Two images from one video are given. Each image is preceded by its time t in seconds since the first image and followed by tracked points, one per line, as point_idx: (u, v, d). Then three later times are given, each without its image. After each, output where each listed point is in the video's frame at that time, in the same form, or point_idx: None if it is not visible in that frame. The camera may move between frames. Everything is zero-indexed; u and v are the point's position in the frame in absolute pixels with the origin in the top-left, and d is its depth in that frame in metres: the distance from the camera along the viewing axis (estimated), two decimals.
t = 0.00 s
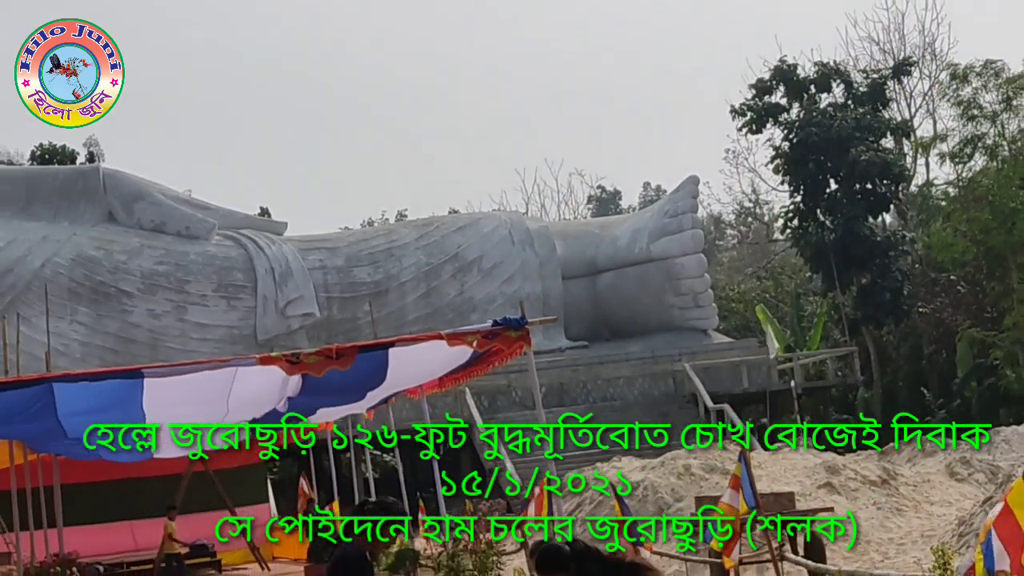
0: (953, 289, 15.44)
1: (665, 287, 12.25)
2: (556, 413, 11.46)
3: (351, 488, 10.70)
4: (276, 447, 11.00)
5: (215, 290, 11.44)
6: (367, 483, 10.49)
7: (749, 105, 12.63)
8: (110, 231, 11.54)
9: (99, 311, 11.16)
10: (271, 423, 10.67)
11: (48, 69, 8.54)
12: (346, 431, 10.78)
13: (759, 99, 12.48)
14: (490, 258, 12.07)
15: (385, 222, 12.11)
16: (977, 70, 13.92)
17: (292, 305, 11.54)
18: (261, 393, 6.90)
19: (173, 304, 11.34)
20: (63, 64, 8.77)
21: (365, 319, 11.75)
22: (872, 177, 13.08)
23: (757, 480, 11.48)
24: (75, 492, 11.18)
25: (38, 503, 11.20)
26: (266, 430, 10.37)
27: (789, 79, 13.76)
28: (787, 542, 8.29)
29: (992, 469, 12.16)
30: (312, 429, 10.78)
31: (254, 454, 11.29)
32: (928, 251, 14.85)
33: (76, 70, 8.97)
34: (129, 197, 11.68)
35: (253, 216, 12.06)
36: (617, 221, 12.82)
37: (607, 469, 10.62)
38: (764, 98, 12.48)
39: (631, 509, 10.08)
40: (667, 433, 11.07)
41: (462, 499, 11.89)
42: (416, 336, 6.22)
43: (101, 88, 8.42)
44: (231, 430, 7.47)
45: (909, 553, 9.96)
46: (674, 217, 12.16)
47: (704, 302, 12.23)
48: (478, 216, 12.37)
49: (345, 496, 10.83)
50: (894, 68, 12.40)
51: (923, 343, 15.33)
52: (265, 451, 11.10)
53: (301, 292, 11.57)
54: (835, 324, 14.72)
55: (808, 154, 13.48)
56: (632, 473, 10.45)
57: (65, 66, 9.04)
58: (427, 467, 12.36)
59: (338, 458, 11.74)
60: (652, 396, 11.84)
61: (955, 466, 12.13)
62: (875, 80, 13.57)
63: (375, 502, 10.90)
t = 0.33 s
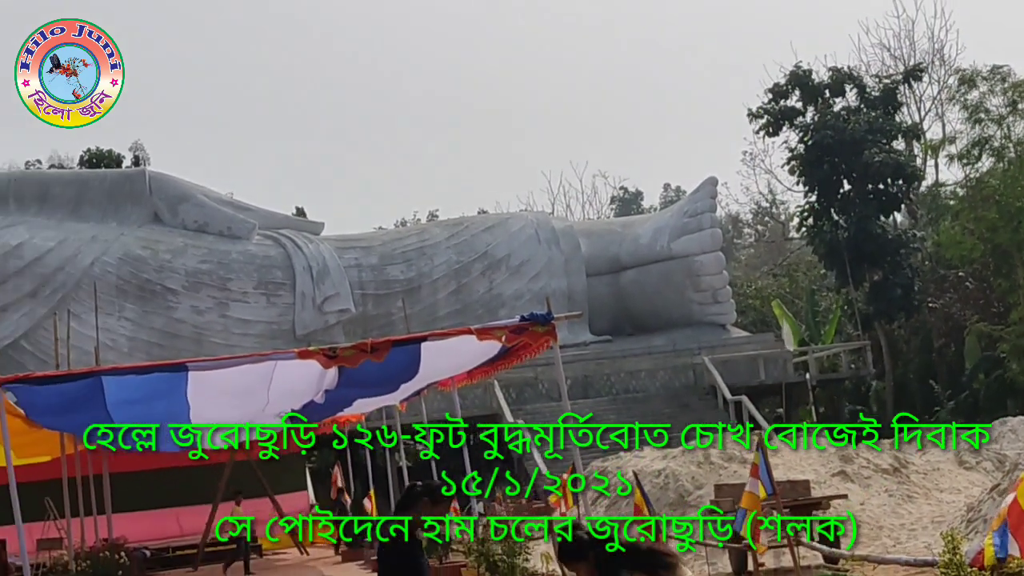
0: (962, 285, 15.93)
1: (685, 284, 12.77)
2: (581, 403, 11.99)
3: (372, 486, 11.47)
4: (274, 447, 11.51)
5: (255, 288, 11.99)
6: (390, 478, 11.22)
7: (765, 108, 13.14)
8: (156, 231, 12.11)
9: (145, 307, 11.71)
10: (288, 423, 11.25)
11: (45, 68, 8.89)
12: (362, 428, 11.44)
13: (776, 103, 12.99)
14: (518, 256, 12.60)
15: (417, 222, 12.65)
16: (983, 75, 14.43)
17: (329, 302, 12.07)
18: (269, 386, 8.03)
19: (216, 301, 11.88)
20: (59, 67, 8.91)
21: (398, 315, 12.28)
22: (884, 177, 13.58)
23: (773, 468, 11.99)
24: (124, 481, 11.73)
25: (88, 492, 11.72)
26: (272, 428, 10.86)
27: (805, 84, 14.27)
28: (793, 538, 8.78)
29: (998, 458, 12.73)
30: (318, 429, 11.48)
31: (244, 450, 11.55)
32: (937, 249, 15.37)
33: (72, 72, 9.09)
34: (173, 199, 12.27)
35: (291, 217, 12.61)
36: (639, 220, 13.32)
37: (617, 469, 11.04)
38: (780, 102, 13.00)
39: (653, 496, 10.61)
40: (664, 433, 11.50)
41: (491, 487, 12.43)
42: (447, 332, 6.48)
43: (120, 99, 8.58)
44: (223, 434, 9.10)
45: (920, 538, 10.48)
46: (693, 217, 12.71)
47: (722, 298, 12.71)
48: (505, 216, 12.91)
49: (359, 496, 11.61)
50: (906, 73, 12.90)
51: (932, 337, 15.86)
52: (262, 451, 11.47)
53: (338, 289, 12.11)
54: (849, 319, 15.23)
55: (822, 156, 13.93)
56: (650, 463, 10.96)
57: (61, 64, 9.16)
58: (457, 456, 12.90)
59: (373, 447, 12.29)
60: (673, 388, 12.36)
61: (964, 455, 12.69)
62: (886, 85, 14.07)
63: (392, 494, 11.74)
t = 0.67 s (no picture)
0: (963, 283, 16.35)
1: (698, 282, 13.25)
2: (598, 397, 12.50)
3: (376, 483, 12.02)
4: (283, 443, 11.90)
5: (285, 287, 12.49)
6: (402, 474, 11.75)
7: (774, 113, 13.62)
8: (189, 233, 12.64)
9: (180, 306, 12.22)
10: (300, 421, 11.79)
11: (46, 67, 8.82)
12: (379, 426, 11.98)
13: (784, 107, 13.47)
14: (536, 256, 13.10)
15: (440, 224, 13.17)
16: (984, 81, 14.90)
17: (355, 300, 12.56)
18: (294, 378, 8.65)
19: (247, 300, 12.38)
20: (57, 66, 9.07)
21: (422, 313, 12.78)
22: (889, 179, 14.06)
23: (783, 459, 12.49)
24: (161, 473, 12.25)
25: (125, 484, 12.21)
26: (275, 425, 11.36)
27: (812, 90, 14.75)
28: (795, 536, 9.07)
29: (999, 450, 13.28)
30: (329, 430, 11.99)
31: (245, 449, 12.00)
32: (939, 247, 15.85)
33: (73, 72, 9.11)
34: (207, 202, 12.83)
35: (319, 218, 13.13)
36: (653, 222, 13.79)
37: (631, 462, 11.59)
38: (788, 107, 13.48)
39: (667, 485, 11.11)
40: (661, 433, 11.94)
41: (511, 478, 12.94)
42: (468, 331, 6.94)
43: (92, 86, 8.76)
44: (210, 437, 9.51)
45: (924, 527, 10.97)
46: (705, 218, 13.19)
47: (733, 296, 13.20)
48: (525, 218, 13.42)
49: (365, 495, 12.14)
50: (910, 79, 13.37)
51: (936, 333, 16.34)
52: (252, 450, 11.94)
53: (364, 288, 12.60)
54: (855, 317, 15.70)
55: (830, 159, 14.38)
56: (664, 456, 11.47)
57: (59, 65, 9.35)
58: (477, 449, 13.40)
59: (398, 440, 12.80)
60: (686, 382, 12.85)
61: (966, 448, 13.25)
62: (892, 91, 14.53)
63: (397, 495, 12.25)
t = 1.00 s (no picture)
0: (982, 285, 16.77)
1: (723, 284, 13.72)
2: (628, 396, 12.97)
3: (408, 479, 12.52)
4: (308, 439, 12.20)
5: (326, 290, 12.99)
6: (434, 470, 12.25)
7: (797, 121, 14.07)
8: (234, 239, 13.18)
9: (226, 309, 12.72)
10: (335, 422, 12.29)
11: (48, 67, 9.30)
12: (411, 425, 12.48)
13: (806, 116, 13.92)
14: (568, 260, 13.59)
15: (474, 229, 13.66)
16: (1000, 90, 15.33)
17: (393, 303, 13.07)
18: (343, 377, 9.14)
19: (290, 303, 12.88)
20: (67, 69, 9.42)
21: (457, 315, 13.27)
22: (909, 185, 14.48)
23: (806, 455, 12.93)
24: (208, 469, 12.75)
25: (173, 479, 12.71)
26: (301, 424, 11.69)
27: (834, 98, 15.20)
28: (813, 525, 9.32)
29: (1017, 446, 13.74)
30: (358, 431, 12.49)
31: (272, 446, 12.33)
32: (958, 251, 16.29)
33: (75, 71, 9.51)
34: (251, 209, 13.39)
35: (358, 224, 13.67)
36: (680, 226, 14.24)
37: (661, 458, 12.06)
38: (810, 116, 13.92)
39: (695, 481, 11.58)
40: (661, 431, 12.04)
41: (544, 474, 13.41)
42: (502, 329, 7.40)
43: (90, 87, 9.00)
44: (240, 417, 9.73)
45: (944, 520, 11.40)
46: (731, 223, 13.66)
47: (757, 298, 13.67)
48: (556, 223, 13.91)
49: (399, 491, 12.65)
50: (929, 88, 13.80)
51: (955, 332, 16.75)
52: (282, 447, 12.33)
53: (402, 291, 13.11)
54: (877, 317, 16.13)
55: (850, 165, 14.81)
56: (692, 452, 11.93)
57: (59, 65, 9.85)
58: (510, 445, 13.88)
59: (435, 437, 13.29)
60: (712, 382, 13.31)
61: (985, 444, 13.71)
62: (911, 99, 14.97)
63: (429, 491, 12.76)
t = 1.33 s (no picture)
0: (1009, 290, 16.89)
1: (756, 290, 14.10)
2: (663, 399, 13.36)
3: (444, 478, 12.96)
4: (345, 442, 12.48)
5: (371, 297, 13.43)
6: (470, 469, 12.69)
7: (826, 132, 14.45)
8: (282, 248, 13.65)
9: (274, 315, 13.16)
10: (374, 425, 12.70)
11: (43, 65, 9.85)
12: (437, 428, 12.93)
13: (836, 127, 14.30)
14: (604, 267, 14.00)
15: (513, 237, 14.10)
16: None
17: (435, 309, 13.50)
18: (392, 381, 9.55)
19: (336, 309, 13.32)
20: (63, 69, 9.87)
21: (497, 320, 13.67)
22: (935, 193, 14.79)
23: (837, 456, 13.30)
24: (256, 469, 13.19)
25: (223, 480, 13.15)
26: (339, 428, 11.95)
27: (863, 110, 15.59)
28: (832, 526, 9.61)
29: None
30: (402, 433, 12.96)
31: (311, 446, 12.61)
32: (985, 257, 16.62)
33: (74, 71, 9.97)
34: (298, 219, 13.86)
35: (402, 234, 14.13)
36: (713, 234, 14.65)
37: (695, 460, 12.46)
38: (840, 126, 14.31)
39: (729, 481, 11.96)
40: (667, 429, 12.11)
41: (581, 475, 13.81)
42: (539, 336, 7.71)
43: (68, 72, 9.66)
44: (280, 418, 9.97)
45: (972, 520, 11.75)
46: (763, 231, 14.05)
47: (790, 303, 14.02)
48: (593, 232, 14.33)
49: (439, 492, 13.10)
50: (956, 98, 14.14)
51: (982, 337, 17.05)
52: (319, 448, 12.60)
53: (443, 298, 13.53)
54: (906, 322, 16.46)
55: (879, 174, 15.15)
56: (725, 453, 12.31)
57: (58, 65, 10.32)
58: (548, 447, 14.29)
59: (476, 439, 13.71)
60: (745, 385, 13.68)
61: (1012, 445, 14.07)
62: (938, 110, 15.31)
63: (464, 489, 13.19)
